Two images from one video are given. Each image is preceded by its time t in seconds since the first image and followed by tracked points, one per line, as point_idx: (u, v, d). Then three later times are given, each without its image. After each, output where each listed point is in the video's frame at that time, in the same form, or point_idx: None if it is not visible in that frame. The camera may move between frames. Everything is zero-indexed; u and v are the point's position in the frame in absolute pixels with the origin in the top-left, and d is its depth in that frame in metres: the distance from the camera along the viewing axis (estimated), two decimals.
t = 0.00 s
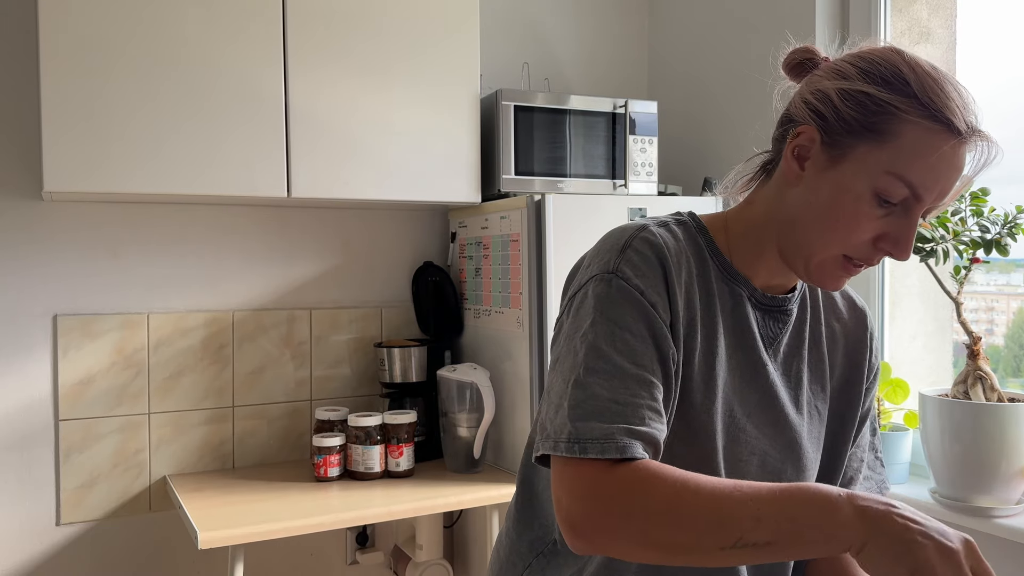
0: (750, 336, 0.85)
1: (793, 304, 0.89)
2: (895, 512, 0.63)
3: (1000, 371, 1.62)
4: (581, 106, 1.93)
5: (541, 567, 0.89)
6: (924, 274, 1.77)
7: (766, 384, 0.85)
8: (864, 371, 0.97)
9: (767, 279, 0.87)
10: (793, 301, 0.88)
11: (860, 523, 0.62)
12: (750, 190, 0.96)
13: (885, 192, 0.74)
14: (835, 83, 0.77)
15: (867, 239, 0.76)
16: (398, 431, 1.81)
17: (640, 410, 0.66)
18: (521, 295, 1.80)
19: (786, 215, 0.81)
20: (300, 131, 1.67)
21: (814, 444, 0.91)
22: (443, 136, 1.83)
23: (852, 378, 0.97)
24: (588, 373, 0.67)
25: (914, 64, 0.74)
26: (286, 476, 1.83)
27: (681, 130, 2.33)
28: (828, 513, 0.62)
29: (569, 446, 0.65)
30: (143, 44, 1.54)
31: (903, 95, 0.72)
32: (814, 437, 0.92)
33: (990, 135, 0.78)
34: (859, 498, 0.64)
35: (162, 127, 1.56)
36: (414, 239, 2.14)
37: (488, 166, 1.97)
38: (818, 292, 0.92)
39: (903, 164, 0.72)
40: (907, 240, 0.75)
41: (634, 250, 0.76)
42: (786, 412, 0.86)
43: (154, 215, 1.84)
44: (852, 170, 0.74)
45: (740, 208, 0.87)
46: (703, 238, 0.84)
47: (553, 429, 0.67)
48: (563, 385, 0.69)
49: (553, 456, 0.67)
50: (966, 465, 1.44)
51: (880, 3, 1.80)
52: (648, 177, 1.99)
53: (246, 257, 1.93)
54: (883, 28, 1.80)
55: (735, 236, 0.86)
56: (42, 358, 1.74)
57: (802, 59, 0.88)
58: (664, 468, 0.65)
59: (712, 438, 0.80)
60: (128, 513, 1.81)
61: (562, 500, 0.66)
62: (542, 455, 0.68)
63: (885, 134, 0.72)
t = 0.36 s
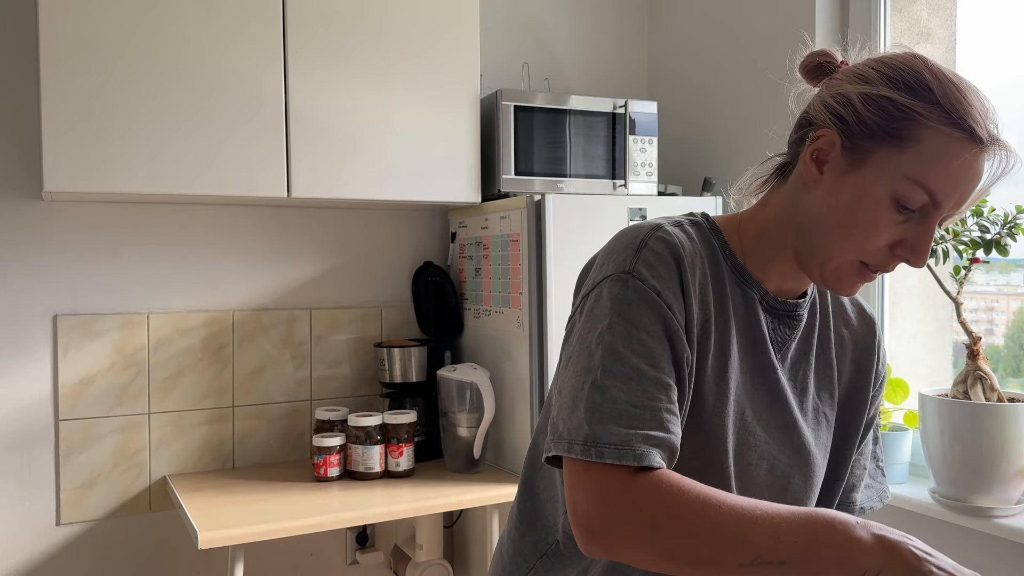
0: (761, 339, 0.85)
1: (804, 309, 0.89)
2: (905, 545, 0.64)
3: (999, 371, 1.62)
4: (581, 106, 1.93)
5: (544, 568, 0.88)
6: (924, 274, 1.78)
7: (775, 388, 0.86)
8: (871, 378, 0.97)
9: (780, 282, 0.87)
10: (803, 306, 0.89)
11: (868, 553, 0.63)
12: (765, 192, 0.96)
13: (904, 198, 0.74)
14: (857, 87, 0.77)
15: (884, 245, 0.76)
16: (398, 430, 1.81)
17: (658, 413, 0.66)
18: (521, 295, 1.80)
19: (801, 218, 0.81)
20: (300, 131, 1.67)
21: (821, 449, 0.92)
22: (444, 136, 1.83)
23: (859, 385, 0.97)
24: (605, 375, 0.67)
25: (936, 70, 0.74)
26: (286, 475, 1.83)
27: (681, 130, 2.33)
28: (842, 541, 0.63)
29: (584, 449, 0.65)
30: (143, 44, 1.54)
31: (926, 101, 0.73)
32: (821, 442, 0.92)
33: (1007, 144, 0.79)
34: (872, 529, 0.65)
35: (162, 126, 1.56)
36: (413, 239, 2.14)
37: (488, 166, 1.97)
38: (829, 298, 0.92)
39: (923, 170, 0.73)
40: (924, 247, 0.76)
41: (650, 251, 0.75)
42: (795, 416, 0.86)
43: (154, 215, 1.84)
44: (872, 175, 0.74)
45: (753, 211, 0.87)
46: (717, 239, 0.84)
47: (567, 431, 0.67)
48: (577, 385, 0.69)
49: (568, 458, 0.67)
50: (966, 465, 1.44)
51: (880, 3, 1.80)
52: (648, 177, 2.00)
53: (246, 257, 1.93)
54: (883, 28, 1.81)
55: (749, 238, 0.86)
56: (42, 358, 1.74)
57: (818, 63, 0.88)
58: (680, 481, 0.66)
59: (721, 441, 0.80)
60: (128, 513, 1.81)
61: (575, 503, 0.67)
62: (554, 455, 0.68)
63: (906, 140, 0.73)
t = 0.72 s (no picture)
0: (768, 343, 0.85)
1: (812, 313, 0.88)
2: (927, 553, 0.63)
3: (1000, 371, 1.61)
4: (581, 106, 1.92)
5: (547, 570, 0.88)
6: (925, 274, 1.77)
7: (783, 393, 0.85)
8: (880, 382, 0.97)
9: (788, 286, 0.87)
10: (812, 310, 0.88)
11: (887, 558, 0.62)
12: (774, 194, 0.95)
13: (916, 202, 0.73)
14: (870, 89, 0.77)
15: (895, 249, 0.76)
16: (398, 431, 1.81)
17: (671, 420, 0.66)
18: (521, 295, 1.80)
19: (811, 221, 0.81)
20: (300, 131, 1.67)
21: (827, 454, 0.92)
22: (444, 136, 1.83)
23: (867, 389, 0.97)
24: (616, 381, 0.67)
25: (950, 73, 0.74)
26: (286, 475, 1.83)
27: (682, 130, 2.33)
28: (862, 547, 0.63)
29: (596, 457, 0.65)
30: (142, 44, 1.54)
31: (939, 104, 0.73)
32: (827, 447, 0.92)
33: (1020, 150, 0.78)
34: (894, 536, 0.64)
35: (161, 126, 1.56)
36: (413, 239, 2.14)
37: (488, 166, 1.97)
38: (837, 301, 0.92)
39: (936, 174, 0.72)
40: (935, 252, 0.75)
41: (659, 254, 0.75)
42: (802, 421, 0.87)
43: (154, 214, 1.84)
44: (884, 178, 0.74)
45: (762, 212, 0.87)
46: (725, 242, 0.84)
47: (578, 438, 0.67)
48: (588, 392, 0.69)
49: (579, 466, 0.67)
50: (967, 465, 1.44)
51: (880, 3, 1.80)
52: (648, 177, 1.99)
53: (246, 257, 1.93)
54: (883, 28, 1.80)
55: (757, 240, 0.86)
56: (42, 358, 1.74)
57: (828, 63, 0.88)
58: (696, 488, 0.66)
59: (728, 446, 0.81)
60: (128, 513, 1.81)
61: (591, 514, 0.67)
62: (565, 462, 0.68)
63: (919, 144, 0.72)
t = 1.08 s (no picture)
0: (774, 348, 0.84)
1: (818, 317, 0.88)
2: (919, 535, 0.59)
3: (1000, 371, 1.61)
4: (581, 106, 1.92)
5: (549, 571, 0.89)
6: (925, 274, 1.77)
7: (788, 398, 0.85)
8: (886, 385, 0.97)
9: (795, 289, 0.87)
10: (818, 313, 0.88)
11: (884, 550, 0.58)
12: (780, 195, 0.95)
13: (926, 209, 0.74)
14: (882, 92, 0.76)
15: (905, 255, 0.76)
16: (398, 431, 1.81)
17: (663, 429, 0.66)
18: (521, 295, 1.80)
19: (820, 225, 0.81)
20: (300, 131, 1.67)
21: (832, 458, 0.92)
22: (443, 136, 1.83)
23: (873, 393, 0.97)
24: (610, 389, 0.67)
25: (965, 76, 0.73)
26: (286, 475, 1.83)
27: (681, 130, 2.33)
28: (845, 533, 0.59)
29: (586, 464, 0.65)
30: (141, 44, 1.54)
31: (954, 109, 0.72)
32: (832, 451, 0.92)
33: None
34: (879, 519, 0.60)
35: (160, 126, 1.56)
36: (413, 239, 2.14)
37: (488, 166, 1.97)
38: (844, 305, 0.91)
39: (948, 181, 0.72)
40: (945, 260, 0.76)
41: (660, 260, 0.75)
42: (806, 426, 0.86)
43: (153, 214, 1.84)
44: (895, 184, 0.74)
45: (769, 214, 0.87)
46: (731, 245, 0.84)
47: (572, 445, 0.68)
48: (584, 399, 0.69)
49: (573, 472, 0.67)
50: (966, 465, 1.44)
51: (880, 3, 1.80)
52: (648, 177, 1.99)
53: (246, 257, 1.93)
54: (883, 28, 1.80)
55: (764, 243, 0.86)
56: (43, 358, 1.74)
57: (842, 61, 0.88)
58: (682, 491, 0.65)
59: (731, 452, 0.81)
60: (128, 512, 1.81)
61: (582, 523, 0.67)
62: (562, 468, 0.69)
63: (932, 150, 0.72)
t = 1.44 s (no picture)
0: (764, 346, 0.85)
1: (808, 311, 0.88)
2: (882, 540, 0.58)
3: (1000, 371, 1.61)
4: (581, 106, 1.93)
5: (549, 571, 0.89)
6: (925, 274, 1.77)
7: (779, 396, 0.85)
8: (883, 375, 0.96)
9: (783, 284, 0.87)
10: (808, 308, 0.88)
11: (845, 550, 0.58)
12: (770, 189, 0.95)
13: (908, 201, 0.74)
14: (862, 83, 0.76)
15: (888, 249, 0.76)
16: (398, 430, 1.81)
17: (637, 438, 0.67)
18: (521, 295, 1.80)
19: (804, 220, 0.81)
20: (300, 131, 1.67)
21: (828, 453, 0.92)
22: (443, 136, 1.83)
23: (871, 384, 0.96)
24: (584, 398, 0.69)
25: (948, 64, 0.73)
26: (285, 475, 1.83)
27: (681, 130, 2.33)
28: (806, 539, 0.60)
29: (561, 473, 0.67)
30: (141, 44, 1.54)
31: (934, 99, 0.72)
32: (826, 446, 0.91)
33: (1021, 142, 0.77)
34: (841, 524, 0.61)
35: (160, 127, 1.56)
36: (413, 239, 2.14)
37: (488, 166, 1.97)
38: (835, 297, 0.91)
39: (930, 172, 0.72)
40: (930, 252, 0.75)
41: (638, 265, 0.75)
42: (799, 424, 0.86)
43: (153, 214, 1.84)
44: (876, 177, 0.74)
45: (756, 210, 0.87)
46: (716, 246, 0.84)
47: (551, 453, 0.69)
48: (562, 407, 0.71)
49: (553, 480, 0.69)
50: (966, 465, 1.44)
51: (880, 3, 1.80)
52: (648, 177, 1.99)
53: (246, 257, 1.93)
54: (883, 28, 1.81)
55: (750, 240, 0.86)
56: (43, 358, 1.74)
57: (828, 50, 0.88)
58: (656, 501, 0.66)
59: (723, 452, 0.81)
60: (128, 512, 1.81)
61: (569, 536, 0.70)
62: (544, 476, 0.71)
63: (912, 141, 0.72)
